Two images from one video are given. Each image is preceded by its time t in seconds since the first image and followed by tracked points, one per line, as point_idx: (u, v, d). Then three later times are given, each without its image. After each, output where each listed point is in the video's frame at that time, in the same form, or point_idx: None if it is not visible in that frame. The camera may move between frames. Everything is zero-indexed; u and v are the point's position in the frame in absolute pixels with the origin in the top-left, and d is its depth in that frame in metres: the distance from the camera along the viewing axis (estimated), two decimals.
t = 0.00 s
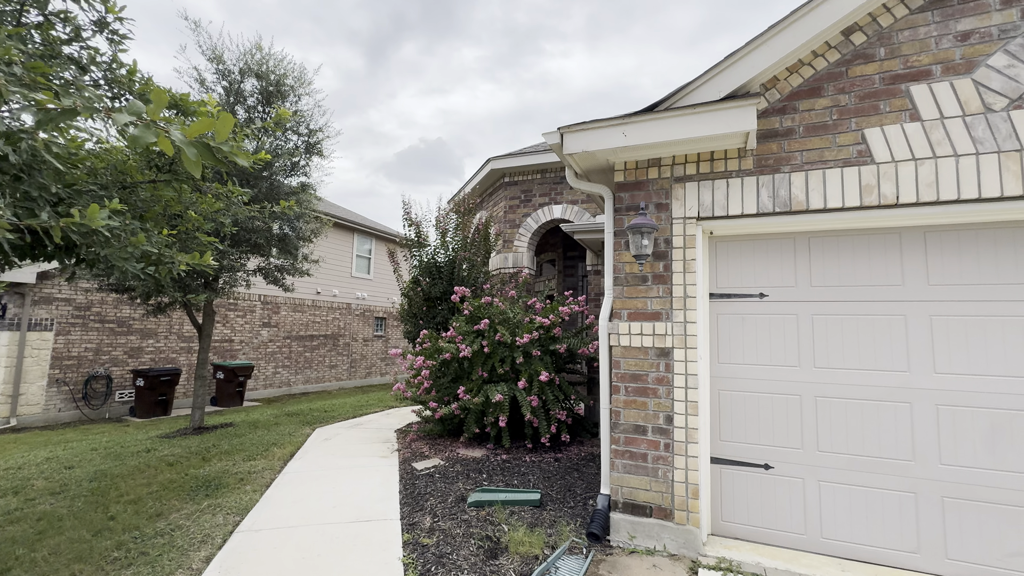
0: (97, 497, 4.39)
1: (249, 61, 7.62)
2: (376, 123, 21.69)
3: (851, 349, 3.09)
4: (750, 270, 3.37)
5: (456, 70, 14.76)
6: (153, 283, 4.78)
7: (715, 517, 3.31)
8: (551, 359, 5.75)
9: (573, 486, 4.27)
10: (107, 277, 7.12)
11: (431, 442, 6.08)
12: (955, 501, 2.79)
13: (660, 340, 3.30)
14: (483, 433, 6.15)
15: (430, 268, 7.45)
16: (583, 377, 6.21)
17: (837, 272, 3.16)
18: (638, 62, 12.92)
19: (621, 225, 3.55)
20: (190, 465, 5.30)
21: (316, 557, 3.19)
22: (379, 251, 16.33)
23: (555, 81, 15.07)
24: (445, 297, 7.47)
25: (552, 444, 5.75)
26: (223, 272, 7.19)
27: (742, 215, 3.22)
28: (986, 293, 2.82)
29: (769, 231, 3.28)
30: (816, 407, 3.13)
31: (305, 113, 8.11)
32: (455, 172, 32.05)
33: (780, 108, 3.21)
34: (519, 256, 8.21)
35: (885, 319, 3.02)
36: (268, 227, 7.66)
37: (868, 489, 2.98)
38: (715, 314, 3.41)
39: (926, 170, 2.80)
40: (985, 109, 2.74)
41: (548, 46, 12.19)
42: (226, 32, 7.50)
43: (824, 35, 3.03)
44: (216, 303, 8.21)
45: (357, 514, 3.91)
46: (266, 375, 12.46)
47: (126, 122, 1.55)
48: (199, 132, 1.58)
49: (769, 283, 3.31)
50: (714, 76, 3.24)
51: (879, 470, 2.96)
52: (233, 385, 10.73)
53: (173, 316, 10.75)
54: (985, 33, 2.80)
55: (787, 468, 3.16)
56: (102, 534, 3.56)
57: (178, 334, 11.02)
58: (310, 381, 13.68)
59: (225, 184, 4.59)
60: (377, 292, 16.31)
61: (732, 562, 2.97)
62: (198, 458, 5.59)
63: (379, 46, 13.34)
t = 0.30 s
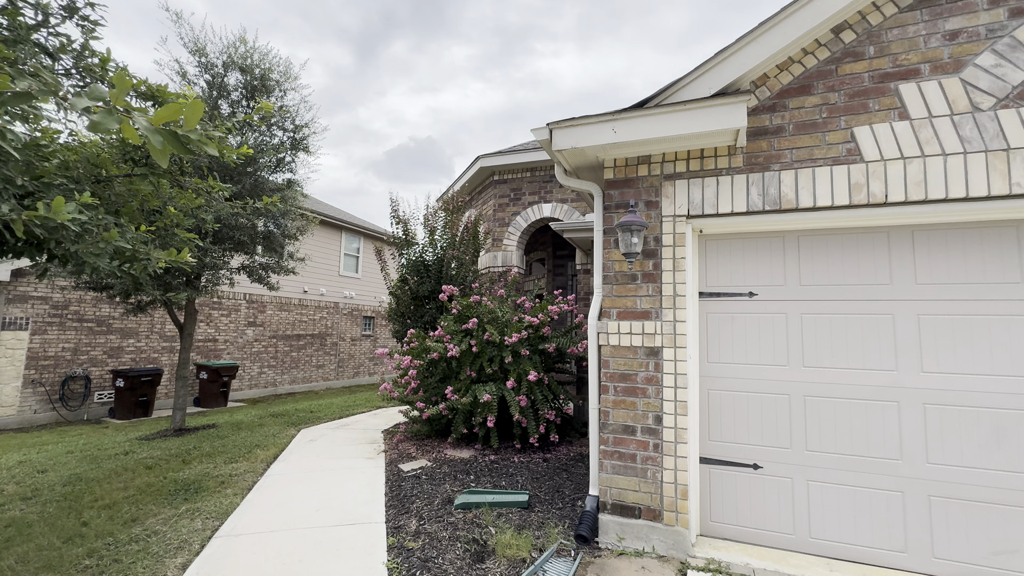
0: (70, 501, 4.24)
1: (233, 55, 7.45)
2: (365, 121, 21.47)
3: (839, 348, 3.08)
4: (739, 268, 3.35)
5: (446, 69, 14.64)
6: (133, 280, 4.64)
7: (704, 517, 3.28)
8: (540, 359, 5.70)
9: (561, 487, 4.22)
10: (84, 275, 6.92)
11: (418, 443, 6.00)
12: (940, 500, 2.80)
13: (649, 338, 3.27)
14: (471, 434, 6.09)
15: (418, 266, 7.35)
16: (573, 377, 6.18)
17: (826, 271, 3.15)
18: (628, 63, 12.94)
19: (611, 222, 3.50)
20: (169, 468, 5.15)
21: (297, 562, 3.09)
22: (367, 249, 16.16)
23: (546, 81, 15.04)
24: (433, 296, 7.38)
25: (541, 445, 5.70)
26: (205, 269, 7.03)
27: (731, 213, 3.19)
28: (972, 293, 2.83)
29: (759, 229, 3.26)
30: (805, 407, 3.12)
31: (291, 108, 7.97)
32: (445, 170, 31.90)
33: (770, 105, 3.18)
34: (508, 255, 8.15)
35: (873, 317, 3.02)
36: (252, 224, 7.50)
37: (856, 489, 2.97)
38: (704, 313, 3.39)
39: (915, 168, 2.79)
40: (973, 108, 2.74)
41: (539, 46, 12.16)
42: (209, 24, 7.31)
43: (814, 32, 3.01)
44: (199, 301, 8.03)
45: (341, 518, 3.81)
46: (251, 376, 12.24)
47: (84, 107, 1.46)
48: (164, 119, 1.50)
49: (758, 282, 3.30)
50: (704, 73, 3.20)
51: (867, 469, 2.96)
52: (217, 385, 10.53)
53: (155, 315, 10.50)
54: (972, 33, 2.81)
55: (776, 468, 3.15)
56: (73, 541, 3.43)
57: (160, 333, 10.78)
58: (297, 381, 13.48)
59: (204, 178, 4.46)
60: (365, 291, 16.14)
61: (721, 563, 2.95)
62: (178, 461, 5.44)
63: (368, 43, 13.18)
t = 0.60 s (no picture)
0: (42, 506, 4.10)
1: (217, 48, 7.28)
2: (356, 119, 21.25)
3: (828, 347, 3.05)
4: (728, 265, 3.31)
5: (439, 67, 14.51)
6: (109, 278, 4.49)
7: (693, 518, 3.24)
8: (529, 358, 5.64)
9: (549, 488, 4.17)
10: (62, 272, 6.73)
11: (406, 443, 5.91)
12: (928, 499, 2.78)
13: (638, 337, 3.22)
14: (459, 434, 6.01)
15: (406, 264, 7.25)
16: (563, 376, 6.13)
17: (815, 269, 3.12)
18: (620, 64, 12.94)
19: (599, 219, 3.45)
20: (148, 471, 5.02)
21: (276, 568, 3.00)
22: (356, 248, 15.99)
23: (537, 80, 15.00)
24: (422, 294, 7.29)
25: (530, 445, 5.64)
26: (188, 267, 6.87)
27: (721, 210, 3.15)
28: (960, 291, 2.82)
29: (748, 227, 3.22)
30: (794, 406, 3.09)
31: (277, 103, 7.82)
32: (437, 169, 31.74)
33: (760, 101, 3.15)
34: (498, 253, 8.08)
35: (862, 316, 2.99)
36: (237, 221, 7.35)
37: (845, 488, 2.95)
38: (693, 311, 3.34)
39: (904, 165, 2.77)
40: (961, 105, 2.72)
41: (531, 45, 12.11)
42: (193, 16, 7.14)
43: (804, 27, 2.98)
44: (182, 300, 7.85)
45: (324, 521, 3.72)
46: (238, 375, 12.05)
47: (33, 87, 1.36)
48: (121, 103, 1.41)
49: (747, 280, 3.26)
50: (694, 67, 3.16)
51: (855, 469, 2.94)
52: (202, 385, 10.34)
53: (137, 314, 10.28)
54: (961, 29, 2.79)
55: (764, 468, 3.12)
56: (44, 548, 3.30)
57: (143, 333, 10.55)
58: (284, 381, 13.30)
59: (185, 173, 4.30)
60: (355, 289, 15.98)
61: (709, 564, 2.91)
62: (158, 463, 5.30)
63: (359, 40, 13.02)
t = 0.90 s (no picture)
0: (14, 511, 3.97)
1: (202, 42, 7.14)
2: (349, 117, 21.06)
3: (817, 347, 3.01)
4: (717, 264, 3.26)
5: (432, 66, 14.39)
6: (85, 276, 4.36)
7: (681, 520, 3.19)
8: (518, 358, 5.58)
9: (537, 490, 4.11)
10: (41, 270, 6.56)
11: (393, 444, 5.82)
12: (916, 501, 2.75)
13: (625, 337, 3.16)
14: (448, 435, 5.94)
15: (394, 263, 7.16)
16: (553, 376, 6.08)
17: (804, 268, 3.08)
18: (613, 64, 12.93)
19: (587, 217, 3.39)
20: (127, 474, 4.89)
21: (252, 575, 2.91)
22: (347, 247, 15.85)
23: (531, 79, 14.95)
24: (411, 293, 7.20)
25: (519, 445, 5.58)
26: (172, 265, 6.74)
27: (710, 208, 3.10)
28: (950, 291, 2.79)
29: (737, 225, 3.18)
30: (782, 407, 3.05)
31: (264, 99, 7.69)
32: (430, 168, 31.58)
33: (749, 98, 3.10)
34: (489, 252, 8.01)
35: (851, 316, 2.96)
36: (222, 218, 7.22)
37: (833, 490, 2.91)
38: (681, 310, 3.29)
39: (893, 163, 2.73)
40: (951, 102, 2.69)
41: (524, 44, 12.05)
42: (177, 9, 6.99)
43: (793, 23, 2.94)
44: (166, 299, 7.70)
45: (306, 525, 3.63)
46: (225, 375, 11.88)
47: None
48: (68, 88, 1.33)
49: (736, 280, 3.22)
50: (682, 63, 3.10)
51: (843, 470, 2.90)
52: (188, 386, 10.18)
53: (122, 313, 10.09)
54: (951, 25, 2.76)
55: (752, 469, 3.07)
56: (13, 555, 3.19)
57: (128, 332, 10.37)
58: (274, 381, 13.14)
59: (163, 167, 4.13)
60: (346, 288, 15.84)
61: (696, 568, 2.86)
62: (138, 465, 5.18)
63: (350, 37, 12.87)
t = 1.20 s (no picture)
0: None
1: (191, 38, 7.03)
2: (345, 116, 20.91)
3: (810, 349, 2.97)
4: (709, 265, 3.22)
5: (429, 65, 14.29)
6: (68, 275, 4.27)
7: (672, 524, 3.15)
8: (510, 358, 5.52)
9: (528, 493, 4.06)
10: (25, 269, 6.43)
11: (383, 446, 5.75)
12: (909, 504, 2.72)
13: (615, 338, 3.11)
14: (439, 436, 5.87)
15: (386, 262, 7.08)
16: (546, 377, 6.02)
17: (797, 269, 3.04)
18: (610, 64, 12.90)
19: (578, 216, 3.33)
20: (111, 477, 4.80)
21: None
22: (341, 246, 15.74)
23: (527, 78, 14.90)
24: (402, 293, 7.12)
25: (510, 447, 5.52)
26: (159, 264, 6.63)
27: (701, 207, 3.05)
28: (944, 293, 2.75)
29: (729, 225, 3.13)
30: (774, 409, 3.01)
31: (254, 95, 7.58)
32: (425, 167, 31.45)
33: (742, 95, 3.05)
34: (482, 252, 7.94)
35: (844, 317, 2.92)
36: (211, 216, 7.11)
37: (826, 494, 2.87)
38: (673, 311, 3.25)
39: (887, 162, 2.69)
40: (945, 100, 2.65)
41: (520, 43, 12.00)
42: (165, 4, 6.88)
43: (787, 19, 2.89)
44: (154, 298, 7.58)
45: (291, 530, 3.55)
46: (217, 375, 11.75)
47: None
48: (20, 79, 1.27)
49: (728, 280, 3.17)
50: (674, 59, 3.05)
51: (836, 474, 2.86)
52: (178, 386, 10.06)
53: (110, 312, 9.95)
54: (945, 23, 2.72)
55: (744, 473, 3.03)
56: None
57: (116, 332, 10.23)
58: (266, 381, 13.03)
59: (146, 162, 3.88)
60: (339, 287, 15.74)
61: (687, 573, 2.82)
62: (123, 468, 5.09)
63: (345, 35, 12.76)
